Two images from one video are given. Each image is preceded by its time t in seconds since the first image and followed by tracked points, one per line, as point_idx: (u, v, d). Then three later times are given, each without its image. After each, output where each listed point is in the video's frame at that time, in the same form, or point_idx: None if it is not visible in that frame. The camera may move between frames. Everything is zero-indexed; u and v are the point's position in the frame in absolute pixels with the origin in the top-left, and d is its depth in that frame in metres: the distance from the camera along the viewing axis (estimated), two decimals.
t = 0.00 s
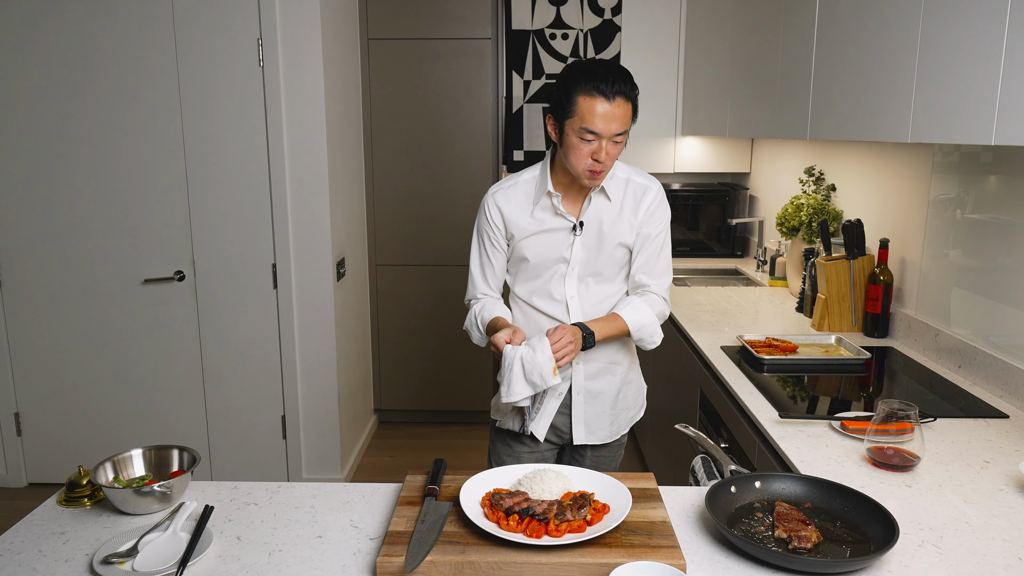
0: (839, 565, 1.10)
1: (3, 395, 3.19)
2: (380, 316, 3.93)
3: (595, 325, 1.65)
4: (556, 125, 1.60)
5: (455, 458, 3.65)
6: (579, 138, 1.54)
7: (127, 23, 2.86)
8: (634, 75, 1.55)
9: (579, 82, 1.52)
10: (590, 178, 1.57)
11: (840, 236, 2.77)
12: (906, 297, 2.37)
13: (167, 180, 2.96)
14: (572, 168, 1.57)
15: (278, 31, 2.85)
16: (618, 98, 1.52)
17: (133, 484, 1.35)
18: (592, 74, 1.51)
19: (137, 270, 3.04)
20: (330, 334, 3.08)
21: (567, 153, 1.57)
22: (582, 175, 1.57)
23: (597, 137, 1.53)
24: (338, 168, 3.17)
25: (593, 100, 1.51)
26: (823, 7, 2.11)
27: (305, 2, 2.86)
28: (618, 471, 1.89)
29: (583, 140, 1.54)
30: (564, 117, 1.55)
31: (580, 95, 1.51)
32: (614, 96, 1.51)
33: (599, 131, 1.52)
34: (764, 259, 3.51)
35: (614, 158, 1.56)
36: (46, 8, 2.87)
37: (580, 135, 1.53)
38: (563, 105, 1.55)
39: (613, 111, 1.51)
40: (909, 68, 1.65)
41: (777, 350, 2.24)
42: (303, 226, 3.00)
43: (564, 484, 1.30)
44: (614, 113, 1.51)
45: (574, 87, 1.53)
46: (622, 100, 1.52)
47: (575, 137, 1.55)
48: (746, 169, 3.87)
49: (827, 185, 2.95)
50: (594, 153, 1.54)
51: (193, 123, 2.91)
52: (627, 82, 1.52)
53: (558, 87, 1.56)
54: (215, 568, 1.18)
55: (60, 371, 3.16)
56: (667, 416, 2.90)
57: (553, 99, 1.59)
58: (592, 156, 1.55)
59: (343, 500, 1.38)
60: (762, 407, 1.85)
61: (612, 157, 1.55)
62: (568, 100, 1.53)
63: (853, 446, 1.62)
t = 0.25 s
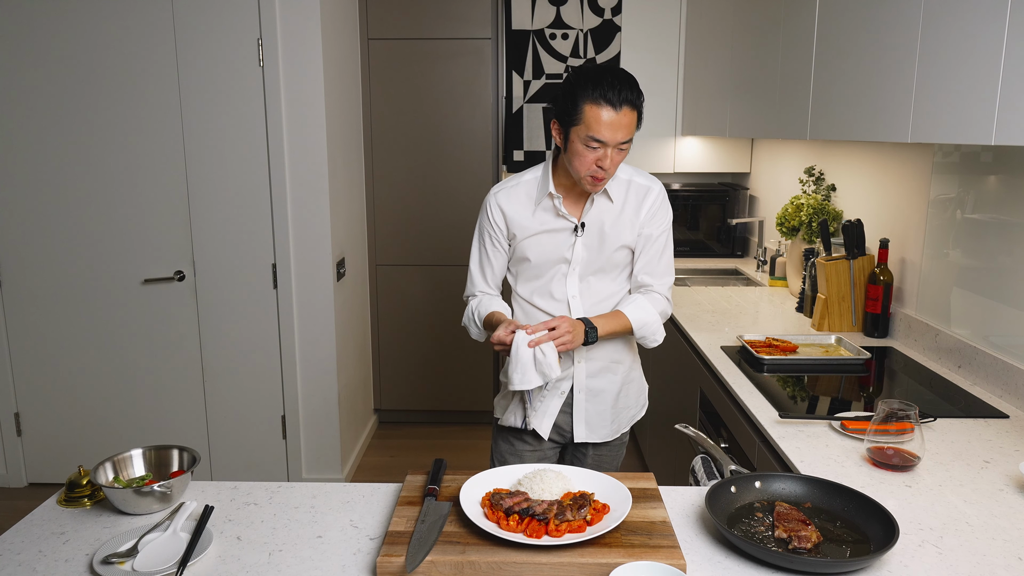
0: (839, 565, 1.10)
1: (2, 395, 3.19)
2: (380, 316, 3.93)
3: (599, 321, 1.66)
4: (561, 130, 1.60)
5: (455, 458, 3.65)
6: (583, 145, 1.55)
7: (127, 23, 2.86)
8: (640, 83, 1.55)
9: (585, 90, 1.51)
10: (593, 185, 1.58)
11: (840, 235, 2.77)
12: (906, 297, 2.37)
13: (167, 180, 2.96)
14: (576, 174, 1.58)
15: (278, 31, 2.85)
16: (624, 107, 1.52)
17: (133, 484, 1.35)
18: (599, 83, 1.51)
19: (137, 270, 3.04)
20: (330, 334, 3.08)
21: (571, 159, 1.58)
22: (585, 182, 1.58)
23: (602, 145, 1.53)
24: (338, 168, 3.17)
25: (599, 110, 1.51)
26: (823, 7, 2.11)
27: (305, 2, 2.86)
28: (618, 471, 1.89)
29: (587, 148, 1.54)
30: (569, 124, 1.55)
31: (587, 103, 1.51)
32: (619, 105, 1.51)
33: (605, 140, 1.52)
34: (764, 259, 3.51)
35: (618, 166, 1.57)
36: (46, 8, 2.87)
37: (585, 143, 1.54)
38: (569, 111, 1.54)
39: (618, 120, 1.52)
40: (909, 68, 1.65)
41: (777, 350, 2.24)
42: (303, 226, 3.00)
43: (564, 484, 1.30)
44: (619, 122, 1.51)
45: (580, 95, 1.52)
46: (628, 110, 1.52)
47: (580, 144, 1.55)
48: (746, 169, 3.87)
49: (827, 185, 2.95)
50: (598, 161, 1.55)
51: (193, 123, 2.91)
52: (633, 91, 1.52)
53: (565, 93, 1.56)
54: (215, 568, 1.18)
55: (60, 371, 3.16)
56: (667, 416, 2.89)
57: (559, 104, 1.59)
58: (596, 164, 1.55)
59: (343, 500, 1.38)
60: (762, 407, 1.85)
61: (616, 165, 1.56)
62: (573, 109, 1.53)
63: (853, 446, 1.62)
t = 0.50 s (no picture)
0: (839, 565, 1.10)
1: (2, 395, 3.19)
2: (380, 316, 3.93)
3: (605, 320, 1.66)
4: (565, 129, 1.60)
5: (455, 458, 3.65)
6: (587, 145, 1.55)
7: (127, 23, 2.86)
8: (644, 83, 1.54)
9: (589, 91, 1.51)
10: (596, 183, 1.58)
11: (840, 235, 2.77)
12: (906, 297, 2.37)
13: (167, 180, 2.96)
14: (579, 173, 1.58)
15: (278, 31, 2.85)
16: (628, 107, 1.52)
17: (133, 484, 1.35)
18: (602, 83, 1.51)
19: (137, 270, 3.04)
20: (330, 334, 3.08)
21: (574, 158, 1.58)
22: (589, 181, 1.58)
23: (605, 145, 1.54)
24: (338, 168, 3.17)
25: (603, 110, 1.51)
26: (823, 7, 2.11)
27: (305, 2, 2.86)
28: (618, 471, 1.89)
29: (591, 147, 1.54)
30: (573, 123, 1.55)
31: (590, 104, 1.51)
32: (624, 106, 1.51)
33: (608, 140, 1.52)
34: (764, 259, 3.51)
35: (621, 165, 1.57)
36: (45, 8, 2.87)
37: (588, 142, 1.54)
38: (573, 111, 1.55)
39: (622, 120, 1.52)
40: (909, 68, 1.65)
41: (777, 350, 2.24)
42: (303, 226, 3.00)
43: (564, 484, 1.30)
44: (623, 123, 1.51)
45: (584, 95, 1.52)
46: (631, 109, 1.52)
47: (583, 144, 1.55)
48: (746, 169, 3.87)
49: (826, 185, 2.95)
50: (602, 160, 1.55)
51: (193, 123, 2.91)
52: (637, 91, 1.52)
53: (569, 92, 1.55)
54: (215, 568, 1.18)
55: (60, 370, 3.16)
56: (667, 416, 2.89)
57: (562, 102, 1.58)
58: (599, 163, 1.56)
59: (343, 500, 1.38)
60: (762, 407, 1.85)
61: (619, 164, 1.57)
62: (577, 108, 1.53)
63: (853, 446, 1.62)
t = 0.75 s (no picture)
0: (840, 565, 1.10)
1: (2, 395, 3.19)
2: (380, 316, 3.93)
3: (610, 331, 1.63)
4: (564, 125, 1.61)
5: (455, 458, 3.65)
6: (583, 137, 1.55)
7: (127, 23, 2.86)
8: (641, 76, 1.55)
9: (586, 83, 1.52)
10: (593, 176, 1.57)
11: (840, 236, 2.77)
12: (906, 297, 2.37)
13: (167, 180, 2.96)
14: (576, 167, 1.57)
15: (278, 31, 2.85)
16: (623, 99, 1.51)
17: (133, 484, 1.35)
18: (598, 75, 1.52)
19: (137, 270, 3.04)
20: (330, 334, 3.08)
21: (572, 152, 1.58)
22: (586, 175, 1.57)
23: (600, 136, 1.53)
24: (338, 169, 3.17)
25: (598, 100, 1.51)
26: (823, 7, 2.12)
27: (305, 2, 2.86)
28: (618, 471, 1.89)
29: (587, 139, 1.54)
30: (570, 116, 1.56)
31: (585, 95, 1.52)
32: (620, 97, 1.51)
33: (603, 131, 1.52)
34: (764, 259, 3.51)
35: (618, 158, 1.56)
36: (45, 8, 2.87)
37: (583, 134, 1.54)
38: (570, 104, 1.56)
39: (616, 111, 1.51)
40: (909, 68, 1.65)
41: (777, 350, 2.24)
42: (303, 226, 3.00)
43: (564, 484, 1.30)
44: (618, 113, 1.51)
45: (580, 85, 1.53)
46: (626, 101, 1.52)
47: (579, 136, 1.55)
48: (746, 169, 3.87)
49: (827, 185, 2.95)
50: (598, 152, 1.54)
51: (193, 123, 2.91)
52: (633, 83, 1.52)
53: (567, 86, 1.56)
54: (215, 568, 1.18)
55: (60, 370, 3.16)
56: (667, 416, 2.89)
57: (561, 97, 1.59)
58: (595, 156, 1.55)
59: (343, 500, 1.38)
60: (762, 407, 1.85)
61: (616, 158, 1.55)
62: (573, 99, 1.54)
63: (853, 446, 1.62)
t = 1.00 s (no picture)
0: (840, 565, 1.10)
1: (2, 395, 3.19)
2: (380, 316, 3.93)
3: (612, 334, 1.63)
4: (559, 122, 1.61)
5: (455, 458, 3.65)
6: (575, 132, 1.55)
7: (127, 22, 2.86)
8: (633, 71, 1.54)
9: (577, 78, 1.52)
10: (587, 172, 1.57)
11: (840, 236, 2.77)
12: (906, 297, 2.37)
13: (167, 180, 2.96)
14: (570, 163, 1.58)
15: (278, 31, 2.85)
16: (614, 93, 1.51)
17: (133, 484, 1.35)
18: (588, 70, 1.52)
19: (137, 270, 3.04)
20: (330, 334, 3.08)
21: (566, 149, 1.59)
22: (580, 171, 1.57)
23: (592, 131, 1.53)
24: (338, 169, 3.17)
25: (589, 95, 1.51)
26: (823, 7, 2.11)
27: (305, 2, 2.86)
28: (619, 471, 1.89)
29: (579, 134, 1.54)
30: (562, 113, 1.57)
31: (575, 90, 1.52)
32: (612, 91, 1.51)
33: (593, 125, 1.52)
34: (764, 259, 3.51)
35: (611, 153, 1.56)
36: (45, 8, 2.87)
37: (575, 129, 1.54)
38: (562, 100, 1.56)
39: (607, 105, 1.51)
40: (909, 68, 1.65)
41: (777, 350, 2.24)
42: (303, 226, 3.00)
43: (564, 484, 1.30)
44: (609, 108, 1.51)
45: (569, 81, 1.54)
46: (617, 95, 1.52)
47: (572, 132, 1.56)
48: (746, 169, 3.87)
49: (827, 185, 2.95)
50: (590, 147, 1.54)
51: (193, 123, 2.91)
52: (623, 77, 1.52)
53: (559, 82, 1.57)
54: (214, 568, 1.18)
55: (60, 370, 3.16)
56: (667, 416, 2.89)
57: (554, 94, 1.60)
58: (588, 151, 1.55)
59: (343, 500, 1.38)
60: (762, 407, 1.85)
61: (608, 153, 1.55)
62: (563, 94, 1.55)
63: (853, 446, 1.62)
